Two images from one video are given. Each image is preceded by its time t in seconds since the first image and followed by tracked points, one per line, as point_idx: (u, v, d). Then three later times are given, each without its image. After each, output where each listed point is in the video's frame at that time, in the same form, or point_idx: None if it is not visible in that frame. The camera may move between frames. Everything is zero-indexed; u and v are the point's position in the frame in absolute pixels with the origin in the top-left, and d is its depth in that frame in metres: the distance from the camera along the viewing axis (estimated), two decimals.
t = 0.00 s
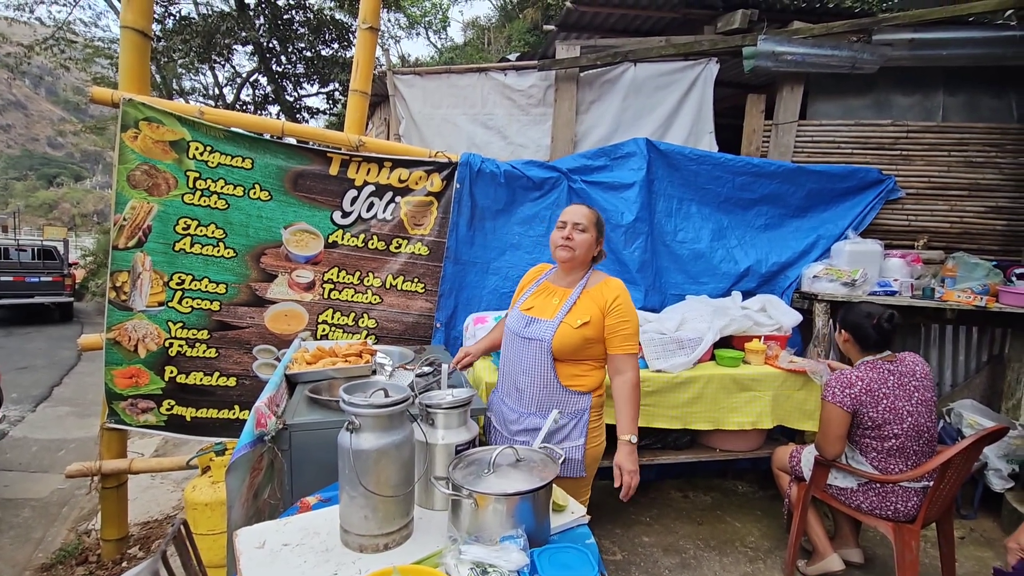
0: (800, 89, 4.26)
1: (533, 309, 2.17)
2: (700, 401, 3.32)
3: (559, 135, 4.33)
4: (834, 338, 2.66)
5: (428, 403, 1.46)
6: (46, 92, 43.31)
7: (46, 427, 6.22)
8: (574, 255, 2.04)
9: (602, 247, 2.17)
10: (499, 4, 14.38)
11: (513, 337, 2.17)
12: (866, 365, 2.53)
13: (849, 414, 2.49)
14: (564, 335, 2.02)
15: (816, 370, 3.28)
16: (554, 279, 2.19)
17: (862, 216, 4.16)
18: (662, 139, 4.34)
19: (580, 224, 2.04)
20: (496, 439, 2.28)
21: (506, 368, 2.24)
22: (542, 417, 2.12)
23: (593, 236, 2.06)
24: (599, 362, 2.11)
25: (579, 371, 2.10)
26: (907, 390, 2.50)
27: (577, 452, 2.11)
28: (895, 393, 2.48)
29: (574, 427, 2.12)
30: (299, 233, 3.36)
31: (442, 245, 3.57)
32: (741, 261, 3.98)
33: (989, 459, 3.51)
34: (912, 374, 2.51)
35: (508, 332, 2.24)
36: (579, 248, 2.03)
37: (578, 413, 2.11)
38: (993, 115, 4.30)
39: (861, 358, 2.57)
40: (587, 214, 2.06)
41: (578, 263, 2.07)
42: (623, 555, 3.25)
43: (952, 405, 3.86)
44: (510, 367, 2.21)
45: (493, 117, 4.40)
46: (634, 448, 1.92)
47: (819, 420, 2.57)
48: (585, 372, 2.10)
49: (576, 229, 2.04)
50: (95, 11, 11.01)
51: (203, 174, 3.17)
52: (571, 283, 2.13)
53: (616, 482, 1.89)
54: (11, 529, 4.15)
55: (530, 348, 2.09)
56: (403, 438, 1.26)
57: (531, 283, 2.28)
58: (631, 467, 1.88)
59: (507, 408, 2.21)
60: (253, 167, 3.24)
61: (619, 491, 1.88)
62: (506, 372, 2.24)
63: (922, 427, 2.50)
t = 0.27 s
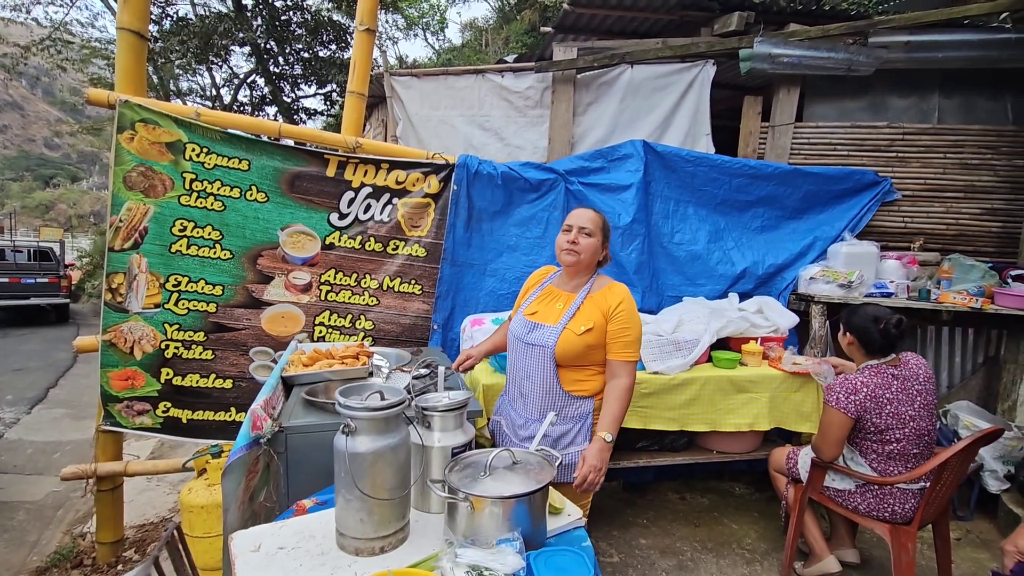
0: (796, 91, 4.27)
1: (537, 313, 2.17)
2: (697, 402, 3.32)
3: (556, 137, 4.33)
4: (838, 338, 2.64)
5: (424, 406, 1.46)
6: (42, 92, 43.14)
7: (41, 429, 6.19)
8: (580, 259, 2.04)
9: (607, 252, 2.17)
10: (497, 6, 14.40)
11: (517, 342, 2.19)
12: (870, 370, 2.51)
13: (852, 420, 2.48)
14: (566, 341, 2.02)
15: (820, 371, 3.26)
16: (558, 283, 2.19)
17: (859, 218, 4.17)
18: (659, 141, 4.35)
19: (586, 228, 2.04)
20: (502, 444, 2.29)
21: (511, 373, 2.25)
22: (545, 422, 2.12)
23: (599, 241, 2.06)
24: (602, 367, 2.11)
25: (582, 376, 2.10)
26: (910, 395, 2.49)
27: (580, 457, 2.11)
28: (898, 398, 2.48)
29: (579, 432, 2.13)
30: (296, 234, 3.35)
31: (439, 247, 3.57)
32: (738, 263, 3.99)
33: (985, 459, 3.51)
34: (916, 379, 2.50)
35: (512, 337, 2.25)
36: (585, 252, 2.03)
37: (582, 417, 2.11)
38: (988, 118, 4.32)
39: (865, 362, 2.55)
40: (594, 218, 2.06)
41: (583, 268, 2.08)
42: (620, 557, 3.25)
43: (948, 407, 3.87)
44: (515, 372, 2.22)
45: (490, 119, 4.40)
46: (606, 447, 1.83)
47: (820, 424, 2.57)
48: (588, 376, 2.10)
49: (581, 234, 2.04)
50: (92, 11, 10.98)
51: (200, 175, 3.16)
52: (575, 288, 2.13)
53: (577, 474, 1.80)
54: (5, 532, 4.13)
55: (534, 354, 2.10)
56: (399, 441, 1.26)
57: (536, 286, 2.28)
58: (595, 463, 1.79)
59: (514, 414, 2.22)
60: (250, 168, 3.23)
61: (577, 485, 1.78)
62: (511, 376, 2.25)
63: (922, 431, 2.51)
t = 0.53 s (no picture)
0: (792, 92, 4.29)
1: (534, 315, 2.18)
2: (693, 403, 3.32)
3: (553, 137, 4.34)
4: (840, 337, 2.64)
5: (421, 407, 1.46)
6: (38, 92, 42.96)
7: (37, 430, 6.17)
8: (575, 261, 2.04)
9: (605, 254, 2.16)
10: (495, 6, 14.40)
11: (515, 342, 2.20)
12: (868, 370, 2.52)
13: (849, 419, 2.49)
14: (561, 343, 2.03)
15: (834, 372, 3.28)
16: (556, 284, 2.19)
17: (854, 219, 4.18)
18: (655, 141, 4.35)
19: (582, 230, 2.04)
20: (501, 443, 2.30)
21: (509, 373, 2.26)
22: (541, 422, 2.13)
23: (595, 243, 2.05)
24: (600, 368, 2.11)
25: (577, 377, 2.10)
26: (907, 397, 2.50)
27: (575, 456, 2.11)
28: (896, 399, 2.49)
29: (575, 432, 2.12)
30: (293, 235, 3.35)
31: (436, 247, 3.57)
32: (735, 263, 4.00)
33: (981, 459, 3.53)
34: (914, 381, 2.51)
35: (510, 337, 2.26)
36: (580, 255, 2.03)
37: (577, 416, 2.11)
38: (984, 119, 4.34)
39: (864, 362, 2.55)
40: (590, 221, 2.05)
41: (579, 270, 2.07)
42: (618, 557, 3.25)
43: (943, 406, 3.89)
44: (512, 372, 2.23)
45: (487, 119, 4.41)
46: (633, 460, 1.97)
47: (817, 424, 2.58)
48: (583, 377, 2.10)
49: (577, 237, 2.04)
50: (88, 11, 10.94)
51: (196, 176, 3.16)
52: (571, 290, 2.12)
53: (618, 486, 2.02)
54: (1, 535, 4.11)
55: (529, 354, 2.11)
56: (396, 443, 1.26)
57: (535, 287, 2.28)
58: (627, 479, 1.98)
59: (512, 412, 2.23)
60: (246, 169, 3.23)
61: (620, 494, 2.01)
62: (509, 376, 2.26)
63: (918, 432, 2.52)
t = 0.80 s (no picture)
0: (789, 92, 4.30)
1: (531, 309, 2.18)
2: (691, 402, 3.33)
3: (550, 137, 4.34)
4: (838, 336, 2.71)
5: (418, 406, 1.45)
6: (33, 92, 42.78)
7: (33, 431, 6.14)
8: (570, 254, 2.05)
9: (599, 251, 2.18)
10: (492, 6, 14.40)
11: (512, 337, 2.19)
12: (868, 361, 2.55)
13: (854, 406, 2.47)
14: (559, 333, 2.02)
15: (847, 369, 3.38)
16: (551, 280, 2.20)
17: (851, 218, 4.19)
18: (652, 141, 4.36)
19: (576, 223, 2.06)
20: (502, 439, 2.30)
21: (507, 368, 2.26)
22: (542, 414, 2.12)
23: (589, 236, 2.07)
24: (597, 359, 2.11)
25: (576, 369, 2.09)
26: (907, 389, 2.52)
27: (576, 450, 2.10)
28: (896, 391, 2.50)
29: (575, 425, 2.12)
30: (290, 234, 3.34)
31: (434, 247, 3.57)
32: (732, 263, 4.00)
33: (977, 458, 3.56)
34: (913, 375, 2.53)
35: (506, 332, 2.25)
36: (575, 247, 2.04)
37: (577, 410, 2.11)
38: (979, 118, 4.35)
39: (863, 355, 2.59)
40: (584, 216, 2.07)
41: (574, 264, 2.08)
42: (616, 557, 3.25)
43: (940, 405, 3.90)
44: (510, 367, 2.23)
45: (484, 119, 4.40)
46: (630, 443, 1.98)
47: (823, 411, 2.53)
48: (582, 369, 2.10)
49: (573, 231, 2.06)
50: (83, 10, 10.90)
51: (193, 175, 3.15)
52: (567, 283, 2.13)
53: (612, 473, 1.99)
54: None
55: (527, 346, 2.10)
56: (394, 442, 1.26)
57: (530, 285, 2.29)
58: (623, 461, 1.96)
59: (512, 407, 2.22)
60: (243, 169, 3.22)
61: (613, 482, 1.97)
62: (507, 372, 2.26)
63: (918, 427, 2.53)
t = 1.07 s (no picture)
0: (785, 91, 4.30)
1: (528, 308, 2.18)
2: (688, 401, 3.32)
3: (547, 136, 4.34)
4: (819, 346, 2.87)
5: (414, 405, 1.45)
6: (28, 91, 42.57)
7: (28, 432, 6.11)
8: (558, 252, 2.07)
9: (589, 248, 2.19)
10: (490, 6, 14.39)
11: (511, 335, 2.18)
12: (841, 350, 2.66)
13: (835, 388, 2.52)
14: (559, 328, 2.02)
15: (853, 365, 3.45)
16: (545, 278, 2.21)
17: (848, 217, 4.20)
18: (649, 140, 4.35)
19: (563, 220, 2.07)
20: (504, 437, 2.29)
21: (507, 366, 2.25)
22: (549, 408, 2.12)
23: (577, 232, 2.07)
24: (598, 351, 2.11)
25: (579, 362, 2.10)
26: (883, 375, 2.58)
27: (581, 443, 2.11)
28: (870, 375, 2.58)
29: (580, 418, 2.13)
30: (286, 234, 3.33)
31: (430, 246, 3.56)
32: (729, 262, 4.00)
33: (972, 455, 3.57)
34: (889, 363, 2.61)
35: (505, 332, 2.24)
36: (563, 245, 2.06)
37: (582, 404, 2.11)
38: (975, 118, 4.36)
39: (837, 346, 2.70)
40: (572, 213, 2.08)
41: (563, 261, 2.10)
42: (613, 556, 3.24)
43: (936, 404, 3.91)
44: (510, 364, 2.22)
45: (481, 118, 4.39)
46: (610, 414, 1.93)
47: (808, 386, 2.58)
48: (586, 362, 2.10)
49: (561, 228, 2.06)
50: (79, 10, 10.85)
51: (188, 174, 3.13)
52: (560, 279, 2.14)
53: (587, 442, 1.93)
54: None
55: (528, 343, 2.09)
56: (389, 441, 1.25)
57: (524, 284, 2.29)
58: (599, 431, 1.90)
59: (514, 404, 2.22)
60: (239, 168, 3.21)
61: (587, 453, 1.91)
62: (507, 370, 2.25)
63: (899, 413, 2.56)
